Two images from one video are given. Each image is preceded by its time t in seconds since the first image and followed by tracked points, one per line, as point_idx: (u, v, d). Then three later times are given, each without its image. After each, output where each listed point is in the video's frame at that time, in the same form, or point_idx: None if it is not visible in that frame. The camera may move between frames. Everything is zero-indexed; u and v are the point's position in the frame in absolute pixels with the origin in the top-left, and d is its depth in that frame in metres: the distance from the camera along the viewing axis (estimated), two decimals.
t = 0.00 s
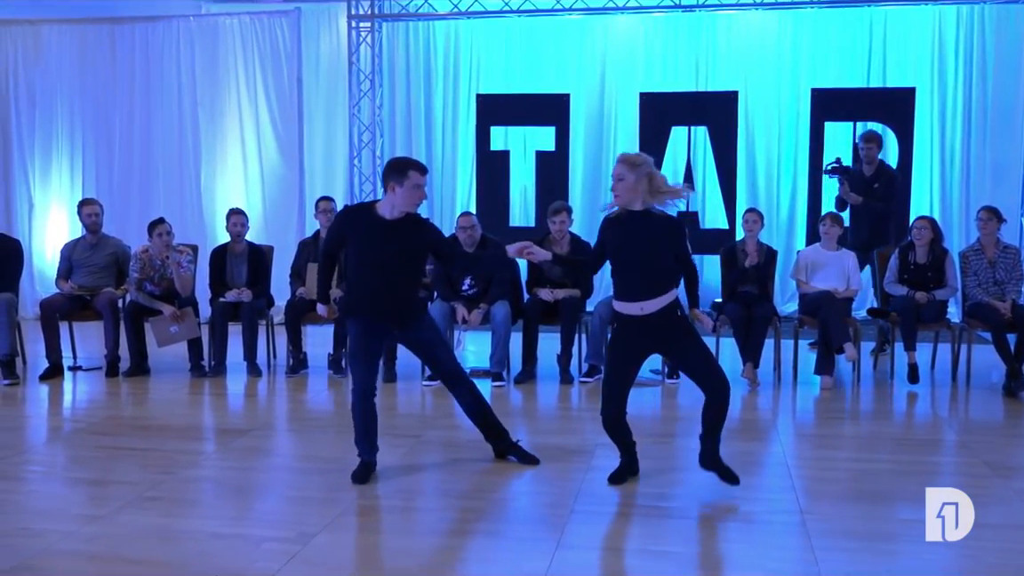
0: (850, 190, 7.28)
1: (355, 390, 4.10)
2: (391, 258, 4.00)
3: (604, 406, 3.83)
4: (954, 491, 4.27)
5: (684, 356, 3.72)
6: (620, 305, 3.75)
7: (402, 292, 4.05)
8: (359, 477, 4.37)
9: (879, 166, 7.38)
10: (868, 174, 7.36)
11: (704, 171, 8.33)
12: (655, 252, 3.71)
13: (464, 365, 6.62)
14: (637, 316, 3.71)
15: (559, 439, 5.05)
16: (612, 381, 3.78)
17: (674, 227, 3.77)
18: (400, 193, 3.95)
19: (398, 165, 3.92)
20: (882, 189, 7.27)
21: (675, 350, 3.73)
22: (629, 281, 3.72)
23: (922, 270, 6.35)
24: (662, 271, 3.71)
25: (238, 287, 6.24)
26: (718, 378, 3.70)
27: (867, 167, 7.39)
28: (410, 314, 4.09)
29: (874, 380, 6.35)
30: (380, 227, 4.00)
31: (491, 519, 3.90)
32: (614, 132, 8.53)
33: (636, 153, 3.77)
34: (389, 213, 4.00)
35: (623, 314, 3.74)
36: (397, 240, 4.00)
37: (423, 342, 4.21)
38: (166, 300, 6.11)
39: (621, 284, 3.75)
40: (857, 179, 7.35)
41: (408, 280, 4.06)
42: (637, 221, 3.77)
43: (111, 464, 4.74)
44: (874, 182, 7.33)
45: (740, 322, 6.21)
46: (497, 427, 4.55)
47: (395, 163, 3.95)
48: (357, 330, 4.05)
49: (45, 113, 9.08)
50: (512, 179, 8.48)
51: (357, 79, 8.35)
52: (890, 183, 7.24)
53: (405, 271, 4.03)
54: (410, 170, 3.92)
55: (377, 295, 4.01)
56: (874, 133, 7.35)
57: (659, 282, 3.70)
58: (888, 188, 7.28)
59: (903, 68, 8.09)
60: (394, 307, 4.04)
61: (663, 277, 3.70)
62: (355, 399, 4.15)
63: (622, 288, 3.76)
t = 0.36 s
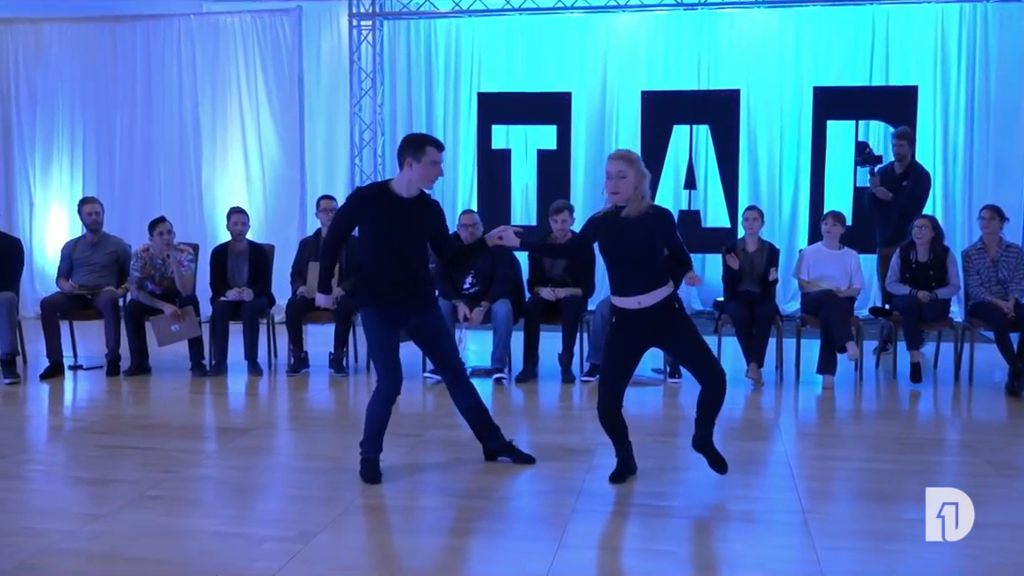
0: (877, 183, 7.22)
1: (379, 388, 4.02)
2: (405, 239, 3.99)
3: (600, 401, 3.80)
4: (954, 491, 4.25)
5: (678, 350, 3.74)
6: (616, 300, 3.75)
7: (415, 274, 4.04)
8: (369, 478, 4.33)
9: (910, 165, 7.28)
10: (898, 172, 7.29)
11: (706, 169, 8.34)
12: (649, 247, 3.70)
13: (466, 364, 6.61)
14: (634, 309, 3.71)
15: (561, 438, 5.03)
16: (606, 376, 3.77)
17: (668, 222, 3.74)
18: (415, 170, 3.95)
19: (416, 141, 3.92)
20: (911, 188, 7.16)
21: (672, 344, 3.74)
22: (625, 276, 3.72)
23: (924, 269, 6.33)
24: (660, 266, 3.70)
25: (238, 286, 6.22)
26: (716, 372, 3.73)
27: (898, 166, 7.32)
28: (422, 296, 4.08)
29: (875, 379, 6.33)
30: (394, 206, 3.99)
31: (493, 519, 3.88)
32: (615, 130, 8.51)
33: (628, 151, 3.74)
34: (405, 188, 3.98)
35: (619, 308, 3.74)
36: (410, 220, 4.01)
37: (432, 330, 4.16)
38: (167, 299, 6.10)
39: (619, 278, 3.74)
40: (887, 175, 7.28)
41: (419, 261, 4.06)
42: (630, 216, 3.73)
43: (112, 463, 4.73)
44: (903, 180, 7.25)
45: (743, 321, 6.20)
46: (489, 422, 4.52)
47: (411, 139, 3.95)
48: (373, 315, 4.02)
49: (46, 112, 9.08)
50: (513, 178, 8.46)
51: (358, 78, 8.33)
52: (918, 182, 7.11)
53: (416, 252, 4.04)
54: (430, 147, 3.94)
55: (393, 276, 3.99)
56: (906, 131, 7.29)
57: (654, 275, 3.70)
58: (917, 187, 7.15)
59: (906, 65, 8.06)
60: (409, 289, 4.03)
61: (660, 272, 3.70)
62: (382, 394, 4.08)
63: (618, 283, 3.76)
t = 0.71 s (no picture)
0: (922, 174, 6.69)
1: (357, 395, 3.82)
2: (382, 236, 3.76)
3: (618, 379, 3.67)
4: (954, 492, 4.11)
5: (712, 360, 3.51)
6: (674, 288, 3.53)
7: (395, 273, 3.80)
8: (368, 485, 4.09)
9: (956, 159, 6.71)
10: (943, 167, 6.72)
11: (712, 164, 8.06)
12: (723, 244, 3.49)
13: (464, 367, 6.37)
14: (688, 303, 3.50)
15: (561, 443, 4.80)
16: (634, 359, 3.64)
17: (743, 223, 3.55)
18: (392, 166, 3.72)
19: (398, 137, 3.68)
20: (957, 183, 6.61)
21: (709, 353, 3.51)
22: (689, 266, 3.51)
23: (939, 268, 6.08)
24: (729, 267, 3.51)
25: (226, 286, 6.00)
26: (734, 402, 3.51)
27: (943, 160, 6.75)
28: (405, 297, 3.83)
29: (889, 383, 6.09)
30: (371, 201, 3.75)
31: (491, 527, 3.65)
32: (618, 123, 8.31)
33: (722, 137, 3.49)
34: (380, 184, 3.76)
35: (674, 296, 3.53)
36: (387, 216, 3.76)
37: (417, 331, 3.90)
38: (151, 299, 5.87)
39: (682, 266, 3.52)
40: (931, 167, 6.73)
41: (402, 258, 3.81)
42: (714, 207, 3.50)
43: (94, 470, 4.49)
44: (949, 174, 6.69)
45: (751, 321, 5.98)
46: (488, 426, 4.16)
47: (392, 134, 3.72)
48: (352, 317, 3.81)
49: (27, 106, 8.85)
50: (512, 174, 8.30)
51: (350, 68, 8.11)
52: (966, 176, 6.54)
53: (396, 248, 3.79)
54: (409, 145, 3.69)
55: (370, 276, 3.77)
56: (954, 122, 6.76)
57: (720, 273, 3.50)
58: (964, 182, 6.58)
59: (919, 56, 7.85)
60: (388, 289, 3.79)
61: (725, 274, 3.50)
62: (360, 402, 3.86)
63: (677, 273, 3.54)
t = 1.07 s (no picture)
0: (977, 168, 6.38)
1: (353, 397, 3.58)
2: (388, 227, 3.49)
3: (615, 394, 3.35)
4: (953, 491, 3.97)
5: (716, 365, 3.23)
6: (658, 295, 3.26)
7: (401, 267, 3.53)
8: (360, 496, 3.75)
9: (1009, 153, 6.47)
10: (996, 160, 6.45)
11: (721, 158, 7.91)
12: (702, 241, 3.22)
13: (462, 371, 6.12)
14: (677, 308, 3.23)
15: (561, 449, 4.52)
16: (633, 372, 3.31)
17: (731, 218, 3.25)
18: (397, 153, 3.45)
19: (399, 121, 3.40)
20: (1013, 177, 6.39)
21: (708, 358, 3.23)
22: (672, 268, 3.24)
23: (960, 267, 5.82)
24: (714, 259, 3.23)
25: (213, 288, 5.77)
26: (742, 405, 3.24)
27: (995, 153, 6.48)
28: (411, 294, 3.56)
29: (906, 388, 5.80)
30: (377, 189, 3.49)
31: (488, 539, 3.36)
32: (622, 116, 8.09)
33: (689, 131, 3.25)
34: (384, 172, 3.50)
35: (660, 304, 3.26)
36: (393, 206, 3.49)
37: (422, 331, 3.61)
38: (134, 300, 5.65)
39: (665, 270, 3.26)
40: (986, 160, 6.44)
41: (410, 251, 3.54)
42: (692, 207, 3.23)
43: (76, 480, 4.22)
44: (1003, 168, 6.43)
45: (763, 323, 5.68)
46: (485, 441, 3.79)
47: (392, 118, 3.44)
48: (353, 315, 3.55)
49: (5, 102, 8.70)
50: (512, 167, 8.08)
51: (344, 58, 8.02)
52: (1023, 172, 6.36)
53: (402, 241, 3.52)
54: (410, 130, 3.41)
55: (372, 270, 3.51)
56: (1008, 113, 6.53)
57: (704, 273, 3.23)
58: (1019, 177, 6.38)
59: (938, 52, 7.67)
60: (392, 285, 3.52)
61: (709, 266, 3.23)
62: (356, 405, 3.62)
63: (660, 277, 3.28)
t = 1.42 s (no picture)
0: None
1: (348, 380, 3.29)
2: (431, 222, 3.14)
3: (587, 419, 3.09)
4: (952, 492, 3.69)
5: (676, 354, 2.99)
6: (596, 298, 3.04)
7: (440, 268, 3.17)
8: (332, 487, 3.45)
9: None
10: None
11: (729, 155, 7.74)
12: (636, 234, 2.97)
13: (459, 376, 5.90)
14: (618, 309, 2.99)
15: (562, 454, 4.25)
16: (594, 392, 3.06)
17: (668, 211, 3.02)
18: (452, 139, 3.09)
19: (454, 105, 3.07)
20: None
21: (666, 351, 2.99)
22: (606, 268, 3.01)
23: (976, 267, 5.60)
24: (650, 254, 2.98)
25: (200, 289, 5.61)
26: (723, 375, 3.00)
27: None
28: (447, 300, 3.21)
29: (921, 393, 5.55)
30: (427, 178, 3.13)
31: (484, 546, 3.06)
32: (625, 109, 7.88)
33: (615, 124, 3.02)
34: (435, 161, 3.14)
35: (601, 308, 3.03)
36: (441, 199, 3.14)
37: (449, 343, 3.24)
38: (118, 301, 5.50)
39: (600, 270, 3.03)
40: None
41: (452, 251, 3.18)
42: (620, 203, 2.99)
43: (56, 487, 3.77)
44: None
45: (772, 325, 5.47)
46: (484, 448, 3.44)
47: (448, 103, 3.10)
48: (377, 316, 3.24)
49: None
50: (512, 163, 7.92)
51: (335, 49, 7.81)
52: None
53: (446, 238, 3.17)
54: (466, 115, 3.07)
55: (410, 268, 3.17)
56: None
57: (643, 267, 2.97)
58: None
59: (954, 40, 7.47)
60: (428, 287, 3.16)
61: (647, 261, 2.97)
62: (349, 390, 3.33)
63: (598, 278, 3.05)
